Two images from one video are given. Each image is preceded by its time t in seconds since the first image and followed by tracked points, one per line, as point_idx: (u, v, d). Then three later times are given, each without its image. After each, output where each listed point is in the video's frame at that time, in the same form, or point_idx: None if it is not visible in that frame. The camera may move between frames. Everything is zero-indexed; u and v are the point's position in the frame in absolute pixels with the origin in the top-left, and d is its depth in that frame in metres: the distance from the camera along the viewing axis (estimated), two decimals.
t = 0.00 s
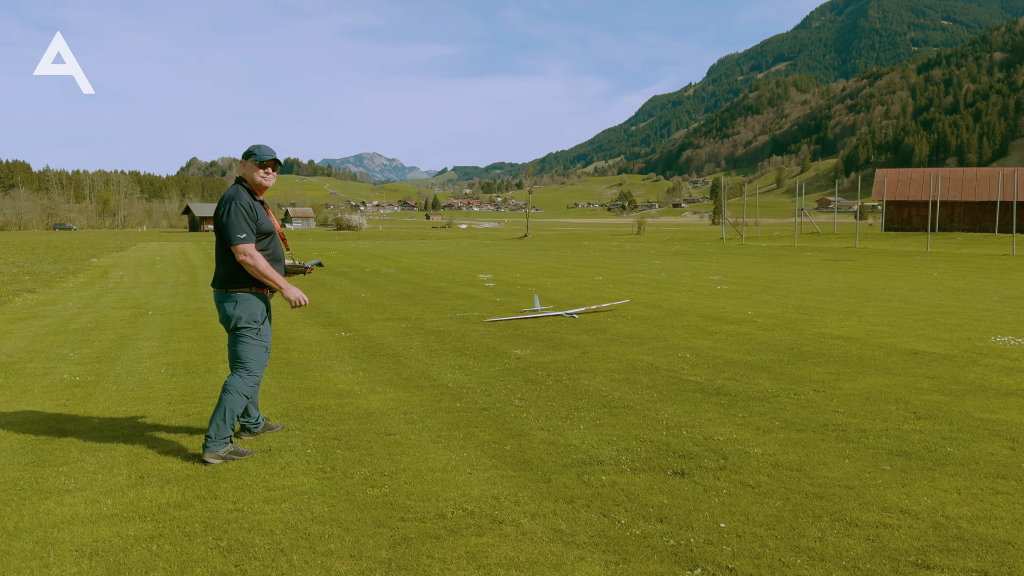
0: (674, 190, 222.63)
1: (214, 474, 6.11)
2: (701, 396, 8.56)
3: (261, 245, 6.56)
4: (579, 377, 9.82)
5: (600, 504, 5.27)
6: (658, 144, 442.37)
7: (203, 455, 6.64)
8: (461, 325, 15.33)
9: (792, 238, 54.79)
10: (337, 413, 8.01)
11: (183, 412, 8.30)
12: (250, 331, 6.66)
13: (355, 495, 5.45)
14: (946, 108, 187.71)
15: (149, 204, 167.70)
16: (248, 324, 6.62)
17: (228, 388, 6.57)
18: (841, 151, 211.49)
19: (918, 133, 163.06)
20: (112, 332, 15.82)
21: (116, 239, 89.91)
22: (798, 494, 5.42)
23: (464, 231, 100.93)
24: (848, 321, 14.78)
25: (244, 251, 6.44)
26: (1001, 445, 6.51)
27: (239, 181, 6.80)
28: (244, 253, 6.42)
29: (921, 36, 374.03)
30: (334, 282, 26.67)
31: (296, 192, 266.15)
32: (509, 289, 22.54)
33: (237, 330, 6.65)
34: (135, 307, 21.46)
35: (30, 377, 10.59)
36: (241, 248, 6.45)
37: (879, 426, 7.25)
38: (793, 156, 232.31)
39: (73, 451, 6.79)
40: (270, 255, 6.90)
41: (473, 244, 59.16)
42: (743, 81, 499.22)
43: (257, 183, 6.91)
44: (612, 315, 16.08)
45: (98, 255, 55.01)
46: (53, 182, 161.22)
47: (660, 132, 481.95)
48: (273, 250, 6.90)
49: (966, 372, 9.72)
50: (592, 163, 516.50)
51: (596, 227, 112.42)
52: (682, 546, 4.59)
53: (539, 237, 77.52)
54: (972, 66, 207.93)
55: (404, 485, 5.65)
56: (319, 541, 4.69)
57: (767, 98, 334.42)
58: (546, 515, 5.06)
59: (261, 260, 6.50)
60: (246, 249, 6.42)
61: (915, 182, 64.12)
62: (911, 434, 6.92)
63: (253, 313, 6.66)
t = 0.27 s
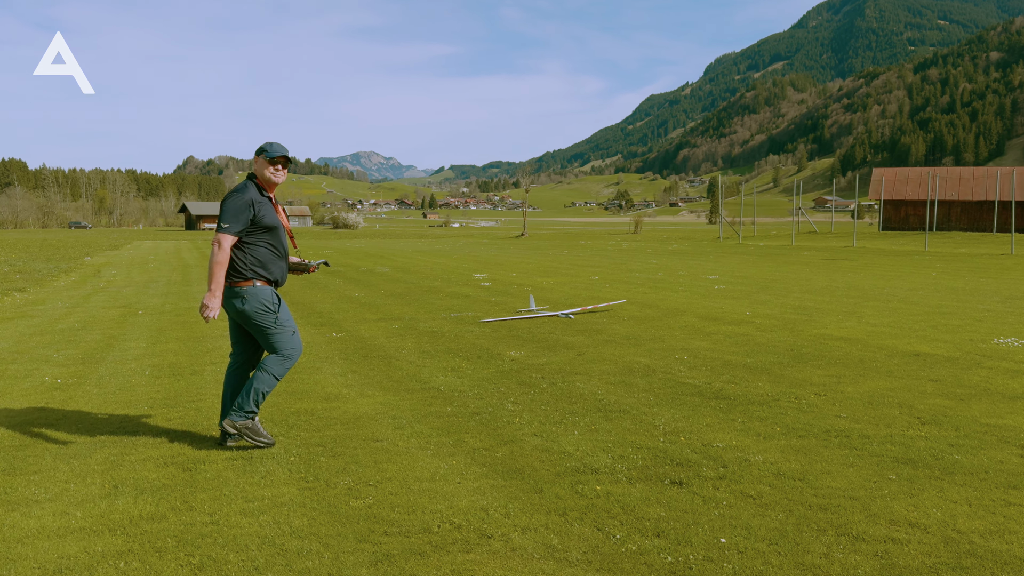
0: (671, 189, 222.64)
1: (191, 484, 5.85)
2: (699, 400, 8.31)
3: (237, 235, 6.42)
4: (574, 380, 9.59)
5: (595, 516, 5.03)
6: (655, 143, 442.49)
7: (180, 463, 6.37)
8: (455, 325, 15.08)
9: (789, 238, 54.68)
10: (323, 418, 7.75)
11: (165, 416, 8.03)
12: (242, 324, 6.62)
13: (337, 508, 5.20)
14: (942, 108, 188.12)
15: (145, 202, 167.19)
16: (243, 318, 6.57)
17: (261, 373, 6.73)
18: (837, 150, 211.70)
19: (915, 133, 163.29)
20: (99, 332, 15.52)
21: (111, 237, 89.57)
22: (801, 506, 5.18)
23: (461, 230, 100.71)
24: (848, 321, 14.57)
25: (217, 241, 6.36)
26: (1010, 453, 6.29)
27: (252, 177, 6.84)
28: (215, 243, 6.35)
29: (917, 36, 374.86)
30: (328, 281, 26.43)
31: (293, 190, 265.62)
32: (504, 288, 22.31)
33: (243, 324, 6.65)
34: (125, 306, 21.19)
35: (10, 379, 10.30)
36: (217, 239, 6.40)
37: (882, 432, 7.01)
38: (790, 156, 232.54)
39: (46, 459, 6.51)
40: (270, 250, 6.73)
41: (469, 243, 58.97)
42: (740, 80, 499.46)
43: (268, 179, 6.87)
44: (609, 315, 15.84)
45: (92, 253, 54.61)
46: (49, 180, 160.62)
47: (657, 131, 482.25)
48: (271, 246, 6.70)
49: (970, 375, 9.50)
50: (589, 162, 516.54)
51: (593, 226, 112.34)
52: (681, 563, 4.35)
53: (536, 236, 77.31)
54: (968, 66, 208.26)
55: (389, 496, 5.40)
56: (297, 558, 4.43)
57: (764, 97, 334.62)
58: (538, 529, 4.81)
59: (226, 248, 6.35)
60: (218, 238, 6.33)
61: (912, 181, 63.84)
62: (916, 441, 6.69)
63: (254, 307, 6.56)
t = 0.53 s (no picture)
0: (669, 189, 222.70)
1: (167, 497, 5.60)
2: (696, 405, 8.10)
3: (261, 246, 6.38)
4: (569, 384, 9.36)
5: (587, 532, 4.80)
6: (653, 143, 442.83)
7: (158, 474, 6.13)
8: (448, 327, 14.84)
9: (786, 238, 54.58)
10: (309, 425, 7.51)
11: (145, 423, 7.78)
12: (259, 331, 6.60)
13: (316, 523, 4.97)
14: (939, 108, 188.39)
15: (142, 202, 166.71)
16: (266, 326, 6.54)
17: (300, 386, 6.86)
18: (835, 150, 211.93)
19: (911, 133, 163.58)
20: (86, 334, 15.25)
21: (108, 237, 89.26)
22: (802, 520, 4.96)
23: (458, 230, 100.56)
24: (847, 323, 14.36)
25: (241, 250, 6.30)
26: (1017, 463, 6.08)
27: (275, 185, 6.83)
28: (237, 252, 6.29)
29: (914, 36, 375.68)
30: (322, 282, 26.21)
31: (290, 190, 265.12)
32: (500, 289, 22.08)
33: (265, 332, 6.63)
34: (115, 307, 20.87)
35: None
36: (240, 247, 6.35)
37: (884, 440, 6.79)
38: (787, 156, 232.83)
39: (18, 469, 6.26)
40: (294, 259, 6.70)
41: (465, 243, 58.85)
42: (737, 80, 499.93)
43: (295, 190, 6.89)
44: (604, 317, 15.63)
45: (86, 252, 54.28)
46: (46, 179, 160.10)
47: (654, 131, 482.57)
48: (295, 254, 6.68)
49: (973, 380, 9.29)
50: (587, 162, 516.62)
51: (590, 226, 112.14)
52: None
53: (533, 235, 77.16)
54: (965, 66, 208.75)
55: (372, 510, 5.16)
56: None
57: (761, 97, 335.02)
58: (527, 546, 4.58)
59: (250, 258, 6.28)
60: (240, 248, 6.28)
61: (911, 181, 63.90)
62: (919, 449, 6.48)
63: (281, 315, 6.55)
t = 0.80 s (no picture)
0: (667, 189, 222.67)
1: (143, 508, 5.32)
2: (697, 410, 7.84)
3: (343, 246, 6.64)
4: (567, 387, 9.10)
5: (584, 546, 4.55)
6: (651, 143, 442.99)
7: (136, 483, 5.86)
8: (444, 328, 14.57)
9: (784, 238, 54.41)
10: (300, 431, 7.24)
11: (126, 428, 7.48)
12: (307, 325, 6.64)
13: (298, 537, 4.71)
14: (937, 109, 188.62)
15: (138, 202, 166.02)
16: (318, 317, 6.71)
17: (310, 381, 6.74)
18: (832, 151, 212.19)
19: (909, 134, 163.74)
20: (74, 335, 14.94)
21: (103, 237, 88.70)
22: (810, 533, 4.71)
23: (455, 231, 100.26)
24: (849, 324, 14.12)
25: (326, 248, 6.49)
26: None
27: (310, 178, 6.90)
28: (327, 250, 6.47)
29: (911, 37, 376.33)
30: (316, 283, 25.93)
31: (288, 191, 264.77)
32: (496, 289, 21.82)
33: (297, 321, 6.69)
34: (106, 308, 20.54)
35: None
36: (321, 245, 6.49)
37: (893, 446, 6.56)
38: (784, 156, 233.01)
39: None
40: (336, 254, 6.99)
41: (462, 243, 58.51)
42: (734, 81, 500.30)
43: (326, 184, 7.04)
44: (602, 318, 15.38)
45: (79, 252, 53.81)
46: (42, 179, 159.46)
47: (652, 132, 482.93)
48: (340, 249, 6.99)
49: (981, 383, 9.04)
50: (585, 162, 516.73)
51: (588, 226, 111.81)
52: None
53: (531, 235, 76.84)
54: (962, 67, 209.17)
55: (359, 522, 4.90)
56: None
57: (759, 98, 335.36)
58: (520, 562, 4.33)
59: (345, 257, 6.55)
60: (329, 247, 6.47)
61: (909, 181, 63.83)
62: (930, 456, 6.24)
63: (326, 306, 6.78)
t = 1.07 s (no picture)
0: (664, 190, 222.69)
1: (119, 527, 5.04)
2: (702, 418, 7.57)
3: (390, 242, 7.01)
4: (566, 394, 8.82)
5: (587, 570, 4.27)
6: (648, 144, 443.47)
7: (113, 499, 5.56)
8: (440, 331, 14.29)
9: (782, 239, 54.29)
10: (288, 442, 6.95)
11: (107, 438, 7.18)
12: (343, 325, 6.73)
13: (282, 561, 4.44)
14: (933, 110, 189.13)
15: (135, 202, 165.54)
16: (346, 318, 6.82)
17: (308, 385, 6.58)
18: (829, 152, 212.47)
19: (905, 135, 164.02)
20: (62, 339, 14.62)
21: (100, 238, 88.27)
22: (827, 556, 4.44)
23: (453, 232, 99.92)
24: (853, 328, 13.87)
25: (379, 246, 6.77)
26: None
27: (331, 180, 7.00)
28: (383, 247, 6.80)
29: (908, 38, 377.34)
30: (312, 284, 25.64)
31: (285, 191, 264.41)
32: (494, 291, 21.55)
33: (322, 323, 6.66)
34: (97, 310, 20.22)
35: None
36: (371, 244, 6.74)
37: (907, 458, 6.28)
38: (781, 157, 233.18)
39: None
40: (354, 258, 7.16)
41: (460, 244, 58.29)
42: (732, 82, 500.94)
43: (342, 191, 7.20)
44: (602, 321, 15.10)
45: (74, 253, 53.38)
46: (39, 180, 159.07)
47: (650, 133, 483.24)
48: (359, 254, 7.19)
49: (992, 389, 8.78)
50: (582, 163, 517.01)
51: (586, 227, 111.59)
52: None
53: (529, 236, 76.56)
54: (959, 69, 209.72)
55: (347, 544, 4.63)
56: None
57: (756, 99, 335.92)
58: None
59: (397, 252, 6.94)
60: (382, 244, 6.78)
61: (906, 182, 63.71)
62: (947, 469, 5.96)
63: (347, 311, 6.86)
